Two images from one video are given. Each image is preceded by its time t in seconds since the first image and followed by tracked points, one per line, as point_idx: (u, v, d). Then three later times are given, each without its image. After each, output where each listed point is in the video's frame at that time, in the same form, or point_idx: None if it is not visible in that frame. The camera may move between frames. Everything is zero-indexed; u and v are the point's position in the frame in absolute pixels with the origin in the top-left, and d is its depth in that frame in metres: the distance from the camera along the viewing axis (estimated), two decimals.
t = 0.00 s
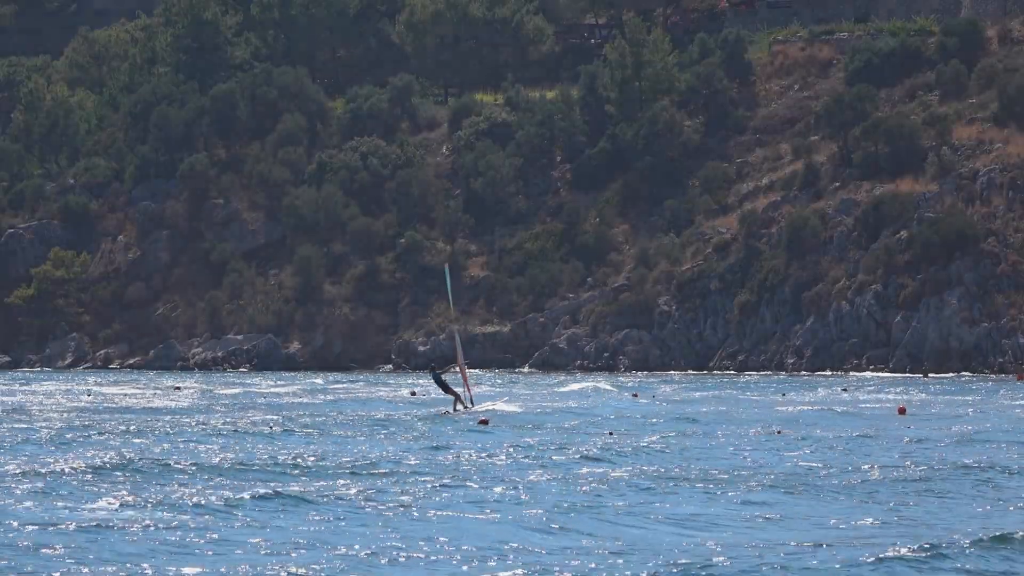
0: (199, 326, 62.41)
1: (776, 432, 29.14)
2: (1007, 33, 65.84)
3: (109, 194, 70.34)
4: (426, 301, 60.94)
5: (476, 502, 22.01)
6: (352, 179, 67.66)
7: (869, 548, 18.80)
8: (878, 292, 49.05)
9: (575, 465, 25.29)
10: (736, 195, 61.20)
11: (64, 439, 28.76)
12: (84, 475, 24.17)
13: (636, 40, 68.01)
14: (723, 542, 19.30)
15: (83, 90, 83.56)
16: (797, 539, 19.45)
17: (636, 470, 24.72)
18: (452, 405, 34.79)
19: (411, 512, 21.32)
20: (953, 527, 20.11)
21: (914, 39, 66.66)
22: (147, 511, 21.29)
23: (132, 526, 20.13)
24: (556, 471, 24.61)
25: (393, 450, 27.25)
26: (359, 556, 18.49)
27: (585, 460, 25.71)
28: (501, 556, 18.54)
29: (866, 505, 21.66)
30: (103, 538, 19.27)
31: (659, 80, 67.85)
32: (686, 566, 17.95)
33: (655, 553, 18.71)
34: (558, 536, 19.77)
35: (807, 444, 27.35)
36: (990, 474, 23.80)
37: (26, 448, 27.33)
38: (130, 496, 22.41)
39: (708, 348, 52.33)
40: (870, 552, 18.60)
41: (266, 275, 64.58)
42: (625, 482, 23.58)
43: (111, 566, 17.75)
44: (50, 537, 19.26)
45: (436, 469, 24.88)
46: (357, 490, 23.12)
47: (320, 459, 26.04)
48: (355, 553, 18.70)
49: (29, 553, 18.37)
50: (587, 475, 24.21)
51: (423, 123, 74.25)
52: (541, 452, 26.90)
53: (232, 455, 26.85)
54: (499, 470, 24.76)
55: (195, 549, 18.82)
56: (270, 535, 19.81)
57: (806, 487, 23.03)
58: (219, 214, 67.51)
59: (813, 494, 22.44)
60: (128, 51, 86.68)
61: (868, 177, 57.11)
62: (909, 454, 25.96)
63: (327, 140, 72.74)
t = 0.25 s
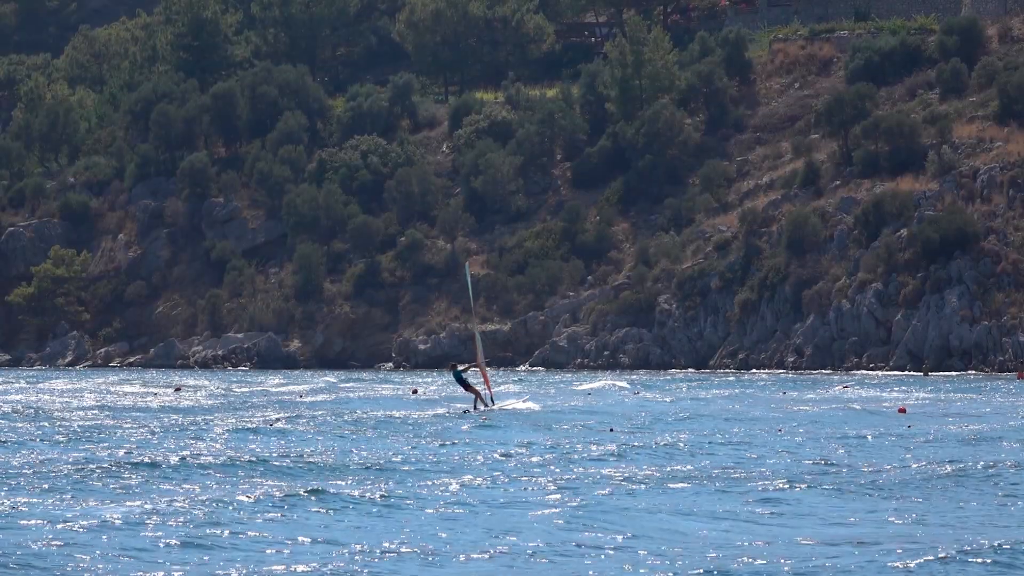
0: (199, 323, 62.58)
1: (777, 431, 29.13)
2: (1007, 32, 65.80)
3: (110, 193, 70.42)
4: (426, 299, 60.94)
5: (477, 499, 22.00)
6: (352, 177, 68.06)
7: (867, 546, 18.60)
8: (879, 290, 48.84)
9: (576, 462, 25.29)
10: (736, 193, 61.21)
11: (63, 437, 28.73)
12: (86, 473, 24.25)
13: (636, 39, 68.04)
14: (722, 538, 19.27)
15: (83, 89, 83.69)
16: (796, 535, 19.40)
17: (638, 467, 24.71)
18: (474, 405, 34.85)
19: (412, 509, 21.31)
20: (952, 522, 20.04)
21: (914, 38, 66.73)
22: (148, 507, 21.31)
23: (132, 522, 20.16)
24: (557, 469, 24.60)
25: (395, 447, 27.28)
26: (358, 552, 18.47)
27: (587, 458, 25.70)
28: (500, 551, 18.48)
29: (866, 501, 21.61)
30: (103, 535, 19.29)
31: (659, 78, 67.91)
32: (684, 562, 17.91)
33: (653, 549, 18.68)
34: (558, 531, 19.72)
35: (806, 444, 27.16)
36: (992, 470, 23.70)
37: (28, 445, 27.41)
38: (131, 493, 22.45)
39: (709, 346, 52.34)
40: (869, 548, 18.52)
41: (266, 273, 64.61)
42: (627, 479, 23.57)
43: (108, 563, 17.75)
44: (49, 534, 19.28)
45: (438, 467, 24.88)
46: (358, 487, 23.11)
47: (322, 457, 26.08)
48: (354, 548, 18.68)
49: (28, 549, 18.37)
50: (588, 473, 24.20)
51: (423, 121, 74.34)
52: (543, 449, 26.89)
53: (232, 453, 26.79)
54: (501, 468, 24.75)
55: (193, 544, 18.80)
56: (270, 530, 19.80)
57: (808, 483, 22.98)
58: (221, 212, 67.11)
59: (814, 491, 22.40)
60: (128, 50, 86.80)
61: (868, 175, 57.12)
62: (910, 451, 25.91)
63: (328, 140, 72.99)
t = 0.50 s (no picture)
0: (199, 322, 62.58)
1: (779, 429, 29.12)
2: (1008, 30, 65.84)
3: (110, 192, 70.40)
4: (426, 298, 60.97)
5: (480, 496, 22.01)
6: (353, 176, 68.02)
7: (864, 545, 18.61)
8: (879, 289, 48.87)
9: (576, 460, 25.29)
10: (736, 192, 61.21)
11: (62, 436, 28.69)
12: (85, 471, 24.28)
13: (637, 38, 68.10)
14: (723, 535, 19.30)
15: (83, 88, 83.63)
16: (798, 533, 19.43)
17: (639, 465, 24.71)
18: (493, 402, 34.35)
19: (413, 506, 21.34)
20: (955, 520, 20.06)
21: (914, 37, 66.76)
22: (150, 504, 21.36)
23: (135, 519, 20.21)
24: (558, 467, 24.61)
25: (395, 446, 27.27)
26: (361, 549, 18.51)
27: (588, 456, 25.70)
28: (502, 548, 18.52)
29: (867, 499, 21.62)
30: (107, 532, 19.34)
31: (659, 77, 67.99)
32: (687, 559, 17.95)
33: (655, 546, 18.72)
34: (559, 528, 19.74)
35: (806, 442, 27.12)
36: (995, 469, 23.69)
37: (26, 444, 27.40)
38: (132, 491, 22.49)
39: (709, 345, 52.34)
40: (871, 547, 18.53)
41: (267, 272, 64.62)
42: (628, 476, 23.58)
43: (110, 559, 17.79)
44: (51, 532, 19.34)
45: (441, 465, 24.88)
46: (359, 485, 23.14)
47: (322, 455, 26.07)
48: (357, 545, 18.73)
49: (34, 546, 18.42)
50: (589, 471, 24.20)
51: (424, 121, 74.35)
52: (544, 448, 26.87)
53: (232, 451, 26.77)
54: (502, 466, 24.74)
55: (196, 541, 18.83)
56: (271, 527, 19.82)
57: (809, 481, 23.01)
58: (221, 211, 67.18)
59: (815, 489, 22.42)
60: (128, 49, 86.75)
61: (868, 173, 57.13)
62: (912, 450, 25.92)
63: (329, 139, 73.03)
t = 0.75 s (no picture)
0: (199, 322, 62.60)
1: (782, 428, 29.10)
2: (1008, 29, 65.87)
3: (110, 192, 70.39)
4: (426, 297, 60.99)
5: (481, 496, 22.01)
6: (353, 176, 68.03)
7: (864, 545, 18.62)
8: (879, 288, 48.89)
9: (577, 460, 25.29)
10: (736, 192, 61.20)
11: (63, 436, 28.66)
12: (85, 471, 24.28)
13: (638, 37, 68.11)
14: (725, 534, 19.29)
15: (83, 87, 83.60)
16: (799, 533, 19.42)
17: (641, 464, 24.70)
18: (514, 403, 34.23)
19: (413, 506, 21.34)
20: (957, 519, 20.05)
21: (914, 36, 66.77)
22: (152, 503, 21.37)
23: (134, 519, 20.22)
24: (560, 466, 24.60)
25: (395, 446, 27.25)
26: (361, 547, 18.50)
27: (590, 456, 25.69)
28: (502, 548, 18.50)
29: (869, 498, 21.62)
30: (108, 531, 19.36)
31: (659, 77, 68.00)
32: (689, 558, 17.93)
33: (658, 544, 18.70)
34: (562, 527, 19.74)
35: (806, 442, 27.08)
36: (997, 468, 23.69)
37: (26, 443, 27.40)
38: (132, 491, 22.48)
39: (709, 344, 52.34)
40: (874, 546, 18.53)
41: (267, 272, 64.62)
42: (630, 476, 23.58)
43: (112, 558, 17.80)
44: (53, 531, 19.36)
45: (443, 464, 24.87)
46: (361, 484, 23.17)
47: (322, 455, 26.05)
48: (358, 543, 18.74)
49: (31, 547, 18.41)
50: (591, 470, 24.21)
51: (424, 120, 74.36)
52: (545, 448, 26.87)
53: (233, 451, 26.72)
54: (504, 465, 24.73)
55: (198, 539, 18.83)
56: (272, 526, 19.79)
57: (811, 480, 23.01)
58: (222, 210, 67.19)
59: (818, 488, 22.40)
60: (128, 48, 86.73)
61: (869, 173, 57.13)
62: (914, 449, 25.91)
63: (329, 138, 73.05)
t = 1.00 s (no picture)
0: (199, 322, 62.58)
1: (783, 428, 29.11)
2: (1008, 29, 65.88)
3: (110, 191, 70.39)
4: (427, 297, 61.01)
5: (484, 496, 22.02)
6: (353, 175, 68.03)
7: (864, 544, 18.71)
8: (879, 288, 48.90)
9: (579, 459, 25.29)
10: (736, 192, 61.19)
11: (64, 436, 28.65)
12: (83, 471, 24.26)
13: (638, 37, 68.10)
14: (728, 533, 19.32)
15: (84, 87, 83.58)
16: (802, 533, 19.44)
17: (642, 464, 24.70)
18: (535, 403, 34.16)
19: (418, 505, 21.36)
20: (959, 519, 20.06)
21: (914, 36, 66.78)
22: (155, 503, 21.38)
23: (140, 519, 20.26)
24: (561, 466, 24.60)
25: (394, 446, 27.25)
26: (366, 547, 18.53)
27: (591, 455, 25.71)
28: (506, 547, 18.53)
29: (872, 498, 21.65)
30: (110, 530, 19.39)
31: (659, 77, 68.01)
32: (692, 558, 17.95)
33: (661, 543, 18.73)
34: (566, 526, 19.77)
35: (805, 441, 27.10)
36: (998, 468, 23.70)
37: (23, 444, 27.37)
38: (135, 490, 22.52)
39: (709, 344, 52.33)
40: (876, 546, 18.56)
41: (267, 272, 64.63)
42: (632, 476, 23.57)
43: (116, 557, 17.82)
44: (56, 530, 19.38)
45: (444, 464, 24.87)
46: (362, 484, 23.18)
47: (321, 456, 26.03)
48: (362, 542, 18.76)
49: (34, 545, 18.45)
50: (593, 470, 24.22)
51: (424, 120, 74.37)
52: (545, 448, 26.87)
53: (234, 452, 26.74)
54: (505, 465, 24.73)
55: (202, 537, 18.94)
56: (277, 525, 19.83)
57: (813, 480, 23.03)
58: (222, 210, 67.19)
59: (819, 488, 22.42)
60: (128, 48, 86.72)
61: (869, 173, 57.14)
62: (915, 449, 25.93)
63: (329, 138, 73.07)
